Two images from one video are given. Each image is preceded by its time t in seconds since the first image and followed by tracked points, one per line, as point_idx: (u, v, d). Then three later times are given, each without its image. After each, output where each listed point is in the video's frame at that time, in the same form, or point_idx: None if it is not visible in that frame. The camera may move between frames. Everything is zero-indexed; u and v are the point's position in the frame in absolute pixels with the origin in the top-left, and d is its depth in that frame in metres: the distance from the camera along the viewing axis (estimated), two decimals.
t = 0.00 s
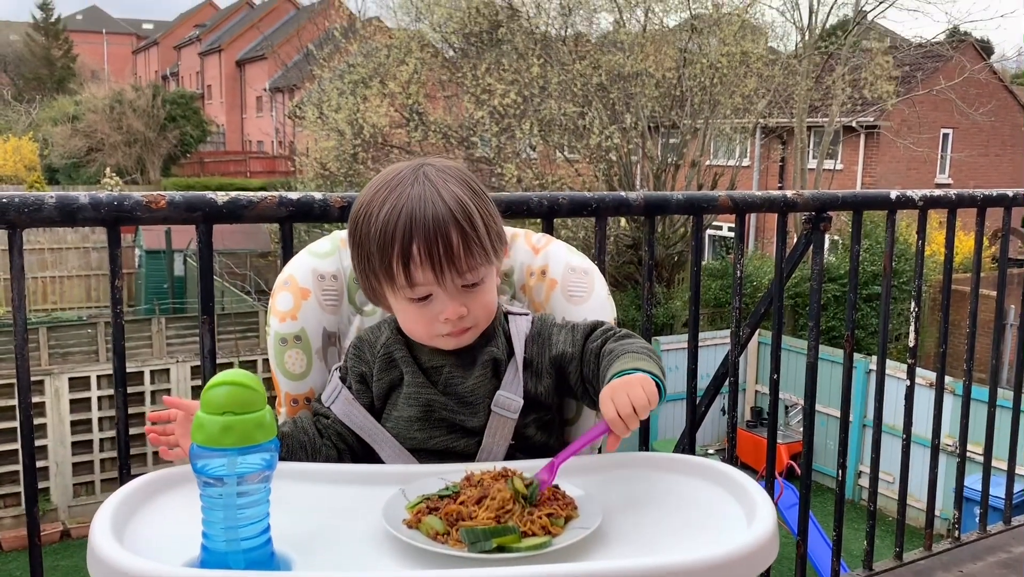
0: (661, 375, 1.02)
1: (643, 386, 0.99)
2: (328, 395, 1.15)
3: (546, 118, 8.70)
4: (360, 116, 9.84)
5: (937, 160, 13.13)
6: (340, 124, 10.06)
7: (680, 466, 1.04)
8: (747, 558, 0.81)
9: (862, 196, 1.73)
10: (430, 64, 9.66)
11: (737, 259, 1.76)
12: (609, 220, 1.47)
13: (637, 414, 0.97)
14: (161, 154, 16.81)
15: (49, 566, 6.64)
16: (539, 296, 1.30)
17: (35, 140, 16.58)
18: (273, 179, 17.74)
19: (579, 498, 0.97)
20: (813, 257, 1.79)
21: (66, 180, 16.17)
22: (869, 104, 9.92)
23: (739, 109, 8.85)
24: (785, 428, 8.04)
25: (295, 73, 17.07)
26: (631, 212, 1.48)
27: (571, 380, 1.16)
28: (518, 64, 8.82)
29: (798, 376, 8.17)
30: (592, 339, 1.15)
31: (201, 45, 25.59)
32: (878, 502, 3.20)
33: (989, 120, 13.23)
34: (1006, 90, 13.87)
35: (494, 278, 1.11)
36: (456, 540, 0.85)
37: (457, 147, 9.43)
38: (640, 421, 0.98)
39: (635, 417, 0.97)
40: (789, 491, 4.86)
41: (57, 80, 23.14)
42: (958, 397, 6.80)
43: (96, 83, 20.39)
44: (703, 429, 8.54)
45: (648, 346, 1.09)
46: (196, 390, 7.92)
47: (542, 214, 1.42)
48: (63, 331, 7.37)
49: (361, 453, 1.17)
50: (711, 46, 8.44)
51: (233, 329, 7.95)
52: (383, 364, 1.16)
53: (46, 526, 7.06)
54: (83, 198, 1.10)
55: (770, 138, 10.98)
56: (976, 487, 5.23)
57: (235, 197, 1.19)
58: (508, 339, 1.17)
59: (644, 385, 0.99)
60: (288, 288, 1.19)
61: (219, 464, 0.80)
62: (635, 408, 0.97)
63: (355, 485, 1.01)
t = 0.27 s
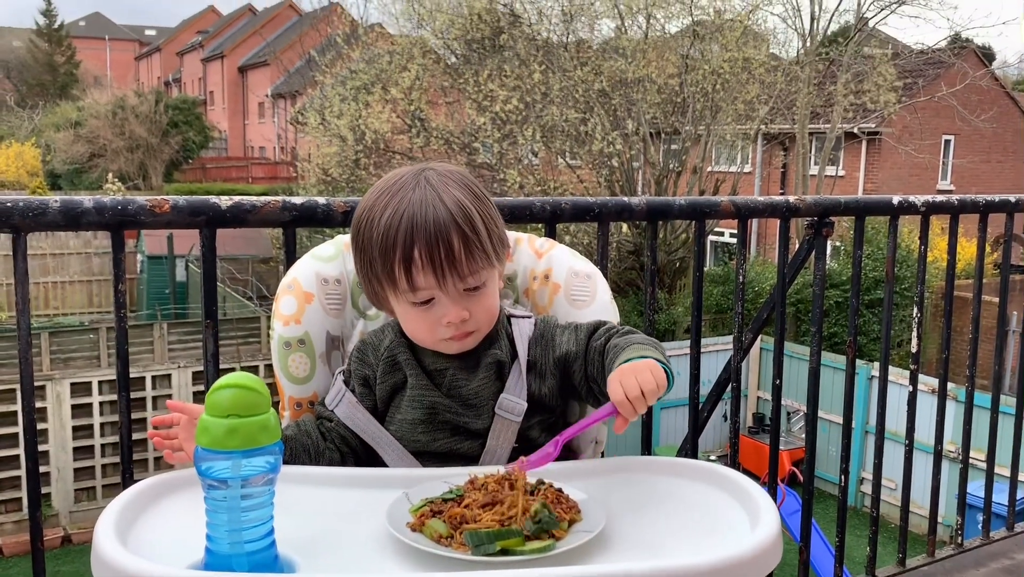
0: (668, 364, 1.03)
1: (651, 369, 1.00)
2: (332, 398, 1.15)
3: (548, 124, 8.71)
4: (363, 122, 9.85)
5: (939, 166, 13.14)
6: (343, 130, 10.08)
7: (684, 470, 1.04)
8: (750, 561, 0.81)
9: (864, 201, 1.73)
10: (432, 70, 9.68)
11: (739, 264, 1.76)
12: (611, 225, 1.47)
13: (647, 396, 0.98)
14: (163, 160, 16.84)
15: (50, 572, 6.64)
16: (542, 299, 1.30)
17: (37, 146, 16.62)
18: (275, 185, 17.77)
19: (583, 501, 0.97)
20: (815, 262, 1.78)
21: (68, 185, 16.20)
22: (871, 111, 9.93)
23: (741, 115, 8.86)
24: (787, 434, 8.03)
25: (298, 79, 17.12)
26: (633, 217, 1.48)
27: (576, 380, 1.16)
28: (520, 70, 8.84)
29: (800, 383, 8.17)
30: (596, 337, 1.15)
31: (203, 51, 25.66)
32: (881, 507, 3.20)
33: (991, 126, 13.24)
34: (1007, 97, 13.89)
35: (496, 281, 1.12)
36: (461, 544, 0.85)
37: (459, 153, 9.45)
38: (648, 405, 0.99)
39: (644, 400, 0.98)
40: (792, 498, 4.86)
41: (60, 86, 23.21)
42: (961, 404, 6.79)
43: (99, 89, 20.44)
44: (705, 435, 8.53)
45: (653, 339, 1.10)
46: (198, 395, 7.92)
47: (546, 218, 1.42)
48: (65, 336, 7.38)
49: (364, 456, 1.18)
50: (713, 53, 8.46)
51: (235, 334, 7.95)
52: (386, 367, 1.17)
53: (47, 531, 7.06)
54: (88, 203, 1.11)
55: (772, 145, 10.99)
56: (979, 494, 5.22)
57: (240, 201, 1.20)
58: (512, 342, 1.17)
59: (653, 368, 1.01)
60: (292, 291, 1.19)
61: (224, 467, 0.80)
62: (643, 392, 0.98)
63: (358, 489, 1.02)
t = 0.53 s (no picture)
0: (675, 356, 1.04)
1: (656, 358, 1.01)
2: (336, 399, 1.16)
3: (551, 129, 8.73)
4: (366, 127, 9.86)
5: (943, 171, 13.14)
6: (346, 134, 10.10)
7: (688, 472, 1.04)
8: (752, 563, 0.81)
9: (867, 206, 1.74)
10: (435, 75, 9.71)
11: (743, 268, 1.76)
12: (615, 228, 1.48)
13: (653, 386, 0.99)
14: (167, 164, 16.89)
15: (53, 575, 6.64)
16: (546, 302, 1.30)
17: (42, 151, 16.68)
18: (279, 189, 17.80)
19: (587, 503, 0.97)
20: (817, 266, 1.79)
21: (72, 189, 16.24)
22: (874, 116, 9.93)
23: (744, 120, 8.87)
24: (790, 439, 8.02)
25: (302, 84, 17.17)
26: (637, 221, 1.49)
27: (580, 379, 1.17)
28: (524, 75, 8.86)
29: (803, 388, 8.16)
30: (600, 337, 1.15)
31: (207, 56, 25.74)
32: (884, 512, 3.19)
33: (994, 131, 13.24)
34: (1011, 102, 13.88)
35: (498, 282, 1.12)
36: (464, 545, 0.85)
37: (463, 158, 9.47)
38: (655, 395, 0.99)
39: (650, 389, 0.99)
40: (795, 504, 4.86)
41: (65, 91, 23.29)
42: (964, 409, 6.78)
43: (103, 93, 20.50)
44: (708, 440, 8.53)
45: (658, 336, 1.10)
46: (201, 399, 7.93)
47: (549, 222, 1.43)
48: (69, 340, 7.40)
49: (368, 457, 1.18)
50: (716, 58, 8.48)
51: (238, 338, 7.97)
52: (390, 368, 1.17)
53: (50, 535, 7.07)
54: (93, 206, 1.12)
55: (775, 150, 11.00)
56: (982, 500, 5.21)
57: (244, 205, 1.21)
58: (516, 343, 1.18)
59: (659, 357, 1.01)
60: (297, 294, 1.20)
61: (229, 466, 0.81)
62: (649, 381, 0.99)
63: (363, 490, 1.02)
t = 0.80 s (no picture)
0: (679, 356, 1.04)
1: (657, 352, 1.01)
2: (341, 399, 1.17)
3: (555, 133, 8.74)
4: (370, 130, 9.88)
5: (947, 176, 13.12)
6: (350, 137, 10.12)
7: (691, 472, 1.04)
8: (754, 561, 0.81)
9: (870, 209, 1.74)
10: (439, 78, 9.73)
11: (746, 272, 1.77)
12: (618, 231, 1.49)
13: (653, 378, 0.99)
14: (171, 167, 16.92)
15: None
16: (549, 303, 1.31)
17: (47, 153, 16.75)
18: (282, 192, 17.84)
19: (589, 501, 0.98)
20: (821, 269, 1.79)
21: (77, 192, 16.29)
22: (878, 120, 9.93)
23: (749, 124, 8.85)
24: (793, 443, 8.01)
25: (305, 87, 17.21)
26: (640, 224, 1.50)
27: (585, 380, 1.17)
28: (528, 79, 8.87)
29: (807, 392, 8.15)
30: (605, 338, 1.16)
31: (212, 59, 25.83)
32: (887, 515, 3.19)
33: (999, 136, 13.23)
34: (1015, 106, 13.86)
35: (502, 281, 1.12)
36: (468, 543, 0.85)
37: (467, 161, 9.48)
38: (654, 388, 0.99)
39: (649, 381, 0.99)
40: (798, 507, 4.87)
41: (69, 93, 23.37)
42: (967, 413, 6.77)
43: (108, 96, 20.58)
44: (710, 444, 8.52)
45: (661, 336, 1.10)
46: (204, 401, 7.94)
47: (552, 225, 1.43)
48: (73, 342, 7.41)
49: (371, 458, 1.19)
50: (720, 62, 8.48)
51: (242, 341, 7.99)
52: (394, 369, 1.18)
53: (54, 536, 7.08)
54: (100, 208, 1.13)
55: (779, 154, 11.00)
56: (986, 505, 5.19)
57: (250, 207, 1.22)
58: (520, 344, 1.18)
59: (660, 352, 1.01)
60: (303, 294, 1.21)
61: (235, 464, 0.81)
62: (647, 372, 0.99)
63: (367, 488, 1.03)
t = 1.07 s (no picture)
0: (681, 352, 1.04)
1: (656, 346, 1.02)
2: (345, 393, 1.17)
3: (558, 135, 8.76)
4: (373, 132, 9.90)
5: (951, 179, 13.10)
6: (354, 139, 10.14)
7: (693, 467, 1.05)
8: (755, 554, 0.82)
9: (874, 209, 1.75)
10: (443, 80, 9.74)
11: (749, 272, 1.77)
12: (622, 230, 1.49)
13: (650, 370, 0.99)
14: (175, 168, 16.96)
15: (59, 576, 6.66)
16: (552, 300, 1.32)
17: (51, 154, 16.81)
18: (286, 194, 17.87)
19: (592, 494, 0.99)
20: (824, 270, 1.80)
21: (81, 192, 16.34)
22: (882, 124, 9.92)
23: (753, 127, 8.83)
24: (796, 447, 8.00)
25: (310, 89, 17.25)
26: (644, 223, 1.50)
27: (588, 376, 1.18)
28: (532, 81, 8.89)
29: (810, 395, 8.14)
30: (608, 335, 1.16)
31: (216, 61, 25.91)
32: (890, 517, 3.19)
33: (1003, 140, 13.21)
34: (1019, 110, 13.84)
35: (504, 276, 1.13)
36: (472, 535, 0.86)
37: (470, 163, 9.50)
38: (651, 380, 1.00)
39: (646, 373, 0.99)
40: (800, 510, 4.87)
41: (74, 94, 23.44)
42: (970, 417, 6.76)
43: (112, 98, 20.65)
44: (713, 447, 8.51)
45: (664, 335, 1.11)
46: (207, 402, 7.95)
47: (556, 223, 1.44)
48: (77, 342, 7.44)
49: (375, 452, 1.20)
50: (724, 65, 8.45)
51: (246, 341, 8.02)
52: (398, 364, 1.18)
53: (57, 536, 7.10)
54: (106, 203, 1.13)
55: (782, 157, 11.00)
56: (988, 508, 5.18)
57: (255, 203, 1.22)
58: (523, 339, 1.19)
59: (659, 346, 1.02)
60: (307, 289, 1.21)
61: (240, 455, 0.82)
62: (645, 365, 0.99)
63: (371, 481, 1.03)
